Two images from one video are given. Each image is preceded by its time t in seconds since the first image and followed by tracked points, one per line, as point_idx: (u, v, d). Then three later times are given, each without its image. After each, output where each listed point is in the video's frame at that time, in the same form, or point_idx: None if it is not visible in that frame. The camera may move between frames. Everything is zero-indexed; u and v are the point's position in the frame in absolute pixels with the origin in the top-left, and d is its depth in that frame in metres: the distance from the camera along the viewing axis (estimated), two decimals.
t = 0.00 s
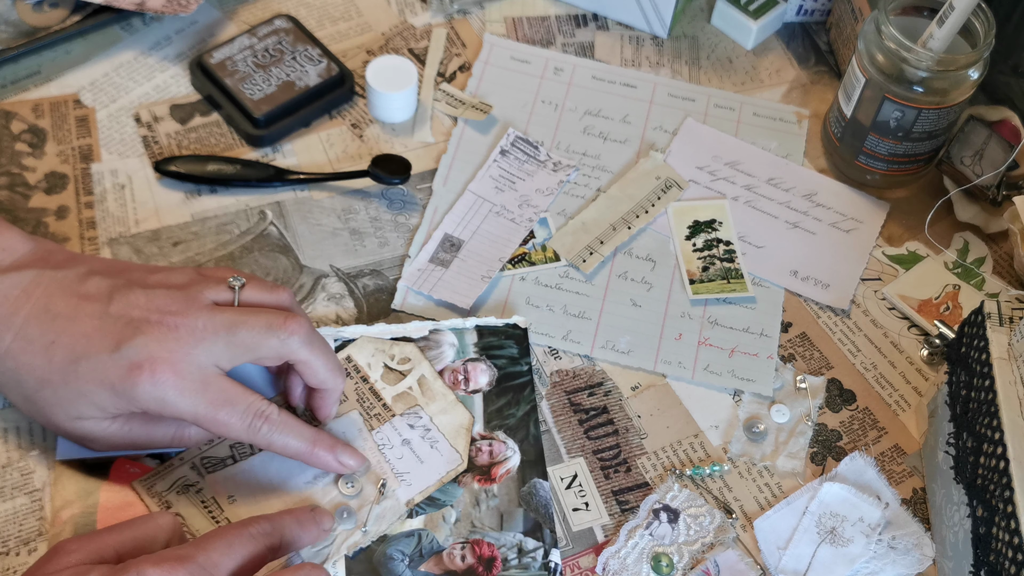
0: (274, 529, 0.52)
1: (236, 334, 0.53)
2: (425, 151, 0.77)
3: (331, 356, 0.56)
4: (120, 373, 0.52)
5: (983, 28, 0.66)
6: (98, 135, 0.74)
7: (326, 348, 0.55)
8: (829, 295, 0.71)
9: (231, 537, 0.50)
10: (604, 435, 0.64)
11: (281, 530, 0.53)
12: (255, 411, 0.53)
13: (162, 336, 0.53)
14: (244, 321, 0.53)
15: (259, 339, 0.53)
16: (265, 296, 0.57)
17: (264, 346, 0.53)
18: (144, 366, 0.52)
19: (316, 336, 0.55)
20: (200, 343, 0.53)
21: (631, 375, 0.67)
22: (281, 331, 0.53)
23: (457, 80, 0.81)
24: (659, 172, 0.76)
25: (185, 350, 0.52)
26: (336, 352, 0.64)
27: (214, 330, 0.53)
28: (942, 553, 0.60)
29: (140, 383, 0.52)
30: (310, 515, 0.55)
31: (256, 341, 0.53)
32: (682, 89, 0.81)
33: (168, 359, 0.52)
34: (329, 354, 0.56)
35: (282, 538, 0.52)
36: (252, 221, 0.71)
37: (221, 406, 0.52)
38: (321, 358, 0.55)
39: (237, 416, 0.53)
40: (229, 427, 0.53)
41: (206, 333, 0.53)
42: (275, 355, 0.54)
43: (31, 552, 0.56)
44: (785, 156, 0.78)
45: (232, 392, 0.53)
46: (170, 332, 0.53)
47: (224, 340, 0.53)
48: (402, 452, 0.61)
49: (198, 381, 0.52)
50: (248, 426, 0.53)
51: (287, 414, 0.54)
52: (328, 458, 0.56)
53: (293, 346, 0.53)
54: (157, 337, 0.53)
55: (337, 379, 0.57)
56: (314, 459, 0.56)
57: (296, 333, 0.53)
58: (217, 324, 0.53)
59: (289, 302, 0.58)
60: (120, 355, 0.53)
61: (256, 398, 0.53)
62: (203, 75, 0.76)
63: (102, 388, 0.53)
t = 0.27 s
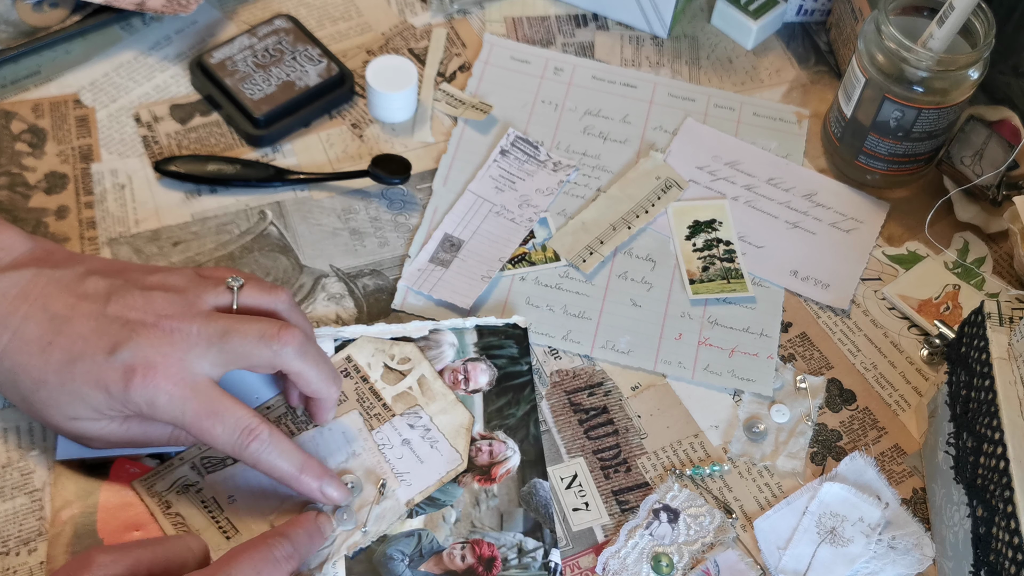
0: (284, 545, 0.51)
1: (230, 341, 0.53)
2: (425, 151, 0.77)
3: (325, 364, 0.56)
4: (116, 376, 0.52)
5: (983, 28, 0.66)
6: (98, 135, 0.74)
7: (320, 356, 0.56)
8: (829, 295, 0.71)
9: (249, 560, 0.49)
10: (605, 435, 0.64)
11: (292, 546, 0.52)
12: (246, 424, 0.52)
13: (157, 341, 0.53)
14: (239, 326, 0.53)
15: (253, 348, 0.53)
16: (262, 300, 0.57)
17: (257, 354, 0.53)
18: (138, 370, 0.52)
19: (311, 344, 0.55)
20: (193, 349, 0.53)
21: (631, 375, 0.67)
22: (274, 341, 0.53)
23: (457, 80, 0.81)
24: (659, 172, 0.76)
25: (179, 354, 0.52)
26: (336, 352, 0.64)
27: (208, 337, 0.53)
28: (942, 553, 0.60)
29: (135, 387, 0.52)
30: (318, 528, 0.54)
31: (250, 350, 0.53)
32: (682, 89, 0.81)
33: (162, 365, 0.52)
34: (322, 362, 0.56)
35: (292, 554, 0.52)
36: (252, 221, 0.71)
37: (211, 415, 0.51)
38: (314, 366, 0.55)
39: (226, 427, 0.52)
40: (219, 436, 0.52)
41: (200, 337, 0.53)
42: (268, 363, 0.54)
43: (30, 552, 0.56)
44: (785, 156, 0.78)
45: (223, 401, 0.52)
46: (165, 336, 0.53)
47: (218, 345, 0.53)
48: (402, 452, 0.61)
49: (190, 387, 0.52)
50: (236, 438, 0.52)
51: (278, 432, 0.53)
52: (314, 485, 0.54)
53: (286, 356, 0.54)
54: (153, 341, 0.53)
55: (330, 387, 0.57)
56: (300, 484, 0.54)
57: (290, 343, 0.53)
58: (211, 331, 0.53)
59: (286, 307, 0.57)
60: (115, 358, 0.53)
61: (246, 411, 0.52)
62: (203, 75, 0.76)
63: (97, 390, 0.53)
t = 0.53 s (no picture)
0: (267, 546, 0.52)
1: (220, 353, 0.53)
2: (425, 151, 0.77)
3: (315, 374, 0.56)
4: (107, 383, 0.53)
5: (983, 28, 0.66)
6: (98, 135, 0.74)
7: (310, 367, 0.55)
8: (829, 295, 0.71)
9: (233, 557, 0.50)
10: (605, 435, 0.64)
11: (275, 551, 0.53)
12: (238, 430, 0.53)
13: (146, 348, 0.53)
14: (229, 337, 0.53)
15: (242, 360, 0.53)
16: (253, 306, 0.56)
17: (246, 366, 0.53)
18: (128, 378, 0.52)
19: (301, 354, 0.55)
20: (183, 356, 0.53)
21: (631, 375, 0.67)
22: (264, 355, 0.53)
23: (457, 80, 0.81)
24: (659, 172, 0.76)
25: (168, 361, 0.53)
26: (336, 352, 0.64)
27: (197, 347, 0.53)
28: (942, 553, 0.60)
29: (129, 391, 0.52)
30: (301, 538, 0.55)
31: (240, 362, 0.53)
32: (682, 89, 0.81)
33: (152, 373, 0.52)
34: (313, 372, 0.56)
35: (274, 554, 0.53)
36: (252, 221, 0.71)
37: (203, 422, 0.52)
38: (304, 377, 0.55)
39: (219, 432, 0.53)
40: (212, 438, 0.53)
41: (190, 346, 0.53)
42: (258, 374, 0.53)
43: (30, 552, 0.56)
44: (785, 156, 0.78)
45: (215, 409, 0.53)
46: (155, 342, 0.53)
47: (208, 355, 0.53)
48: (402, 452, 0.61)
49: (180, 396, 0.52)
50: (229, 442, 0.53)
51: (267, 438, 0.54)
52: (304, 490, 0.55)
53: (275, 370, 0.53)
54: (142, 348, 0.53)
55: (321, 395, 0.57)
56: (289, 489, 0.55)
57: (280, 357, 0.53)
58: (201, 341, 0.53)
59: (277, 314, 0.57)
60: (105, 366, 0.53)
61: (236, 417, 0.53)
62: (203, 75, 0.76)
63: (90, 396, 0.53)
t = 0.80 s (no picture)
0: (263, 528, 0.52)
1: (218, 356, 0.53)
2: (425, 151, 0.77)
3: (314, 377, 0.56)
4: (106, 387, 0.53)
5: (983, 28, 0.66)
6: (98, 135, 0.74)
7: (309, 370, 0.55)
8: (829, 295, 0.71)
9: (211, 531, 0.51)
10: (605, 435, 0.64)
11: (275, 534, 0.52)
12: (238, 431, 0.53)
13: (145, 352, 0.53)
14: (227, 340, 0.53)
15: (241, 363, 0.53)
16: (251, 309, 0.56)
17: (245, 369, 0.53)
18: (126, 381, 0.52)
19: (300, 357, 0.55)
20: (182, 359, 0.53)
21: (631, 375, 0.67)
22: (263, 358, 0.53)
23: (457, 80, 0.81)
24: (659, 172, 0.76)
25: (167, 365, 0.53)
26: (336, 352, 0.64)
27: (196, 350, 0.53)
28: (942, 553, 0.60)
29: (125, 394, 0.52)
30: (317, 534, 0.53)
31: (239, 365, 0.53)
32: (682, 89, 0.81)
33: (151, 376, 0.52)
34: (312, 375, 0.56)
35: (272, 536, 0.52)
36: (252, 221, 0.71)
37: (202, 424, 0.52)
38: (303, 380, 0.55)
39: (218, 433, 0.53)
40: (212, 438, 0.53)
41: (188, 349, 0.53)
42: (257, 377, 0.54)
43: (30, 552, 0.56)
44: (785, 156, 0.78)
45: (214, 411, 0.53)
46: (153, 346, 0.53)
47: (207, 358, 0.53)
48: (402, 452, 0.61)
49: (178, 399, 0.52)
50: (228, 442, 0.53)
51: (267, 439, 0.54)
52: (305, 490, 0.54)
53: (274, 373, 0.53)
54: (141, 352, 0.53)
55: (319, 398, 0.57)
56: (289, 489, 0.54)
57: (279, 360, 0.53)
58: (200, 343, 0.53)
59: (275, 317, 0.57)
60: (104, 370, 0.53)
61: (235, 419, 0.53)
62: (203, 75, 0.76)
63: (91, 399, 0.53)
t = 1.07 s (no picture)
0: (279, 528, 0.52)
1: (218, 356, 0.53)
2: (425, 151, 0.77)
3: (314, 376, 0.56)
4: (106, 386, 0.53)
5: (983, 28, 0.66)
6: (98, 135, 0.74)
7: (309, 369, 0.55)
8: (829, 295, 0.71)
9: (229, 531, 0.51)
10: (605, 435, 0.64)
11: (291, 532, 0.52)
12: (238, 431, 0.53)
13: (145, 351, 0.53)
14: (227, 340, 0.53)
15: (241, 362, 0.53)
16: (251, 309, 0.56)
17: (245, 368, 0.53)
18: (127, 381, 0.52)
19: (300, 356, 0.55)
20: (183, 358, 0.53)
21: (631, 375, 0.67)
22: (263, 357, 0.53)
23: (457, 80, 0.81)
24: (659, 172, 0.76)
25: (168, 364, 0.53)
26: (336, 352, 0.64)
27: (196, 349, 0.53)
28: (942, 553, 0.60)
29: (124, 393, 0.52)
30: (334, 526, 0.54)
31: (239, 364, 0.53)
32: (682, 89, 0.81)
33: (151, 376, 0.52)
34: (312, 374, 0.56)
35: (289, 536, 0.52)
36: (252, 221, 0.71)
37: (202, 423, 0.52)
38: (303, 380, 0.55)
39: (218, 433, 0.53)
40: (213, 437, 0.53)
41: (189, 348, 0.53)
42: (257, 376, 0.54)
43: (30, 552, 0.56)
44: (785, 156, 0.78)
45: (214, 411, 0.53)
46: (153, 346, 0.53)
47: (207, 357, 0.53)
48: (402, 452, 0.61)
49: (178, 398, 0.52)
50: (228, 441, 0.53)
51: (268, 439, 0.54)
52: (304, 490, 0.55)
53: (274, 372, 0.53)
54: (141, 351, 0.53)
55: (320, 397, 0.57)
56: (290, 490, 0.55)
57: (279, 359, 0.53)
58: (200, 342, 0.53)
59: (275, 317, 0.57)
60: (104, 369, 0.53)
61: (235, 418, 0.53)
62: (203, 75, 0.76)
63: (92, 399, 0.53)
